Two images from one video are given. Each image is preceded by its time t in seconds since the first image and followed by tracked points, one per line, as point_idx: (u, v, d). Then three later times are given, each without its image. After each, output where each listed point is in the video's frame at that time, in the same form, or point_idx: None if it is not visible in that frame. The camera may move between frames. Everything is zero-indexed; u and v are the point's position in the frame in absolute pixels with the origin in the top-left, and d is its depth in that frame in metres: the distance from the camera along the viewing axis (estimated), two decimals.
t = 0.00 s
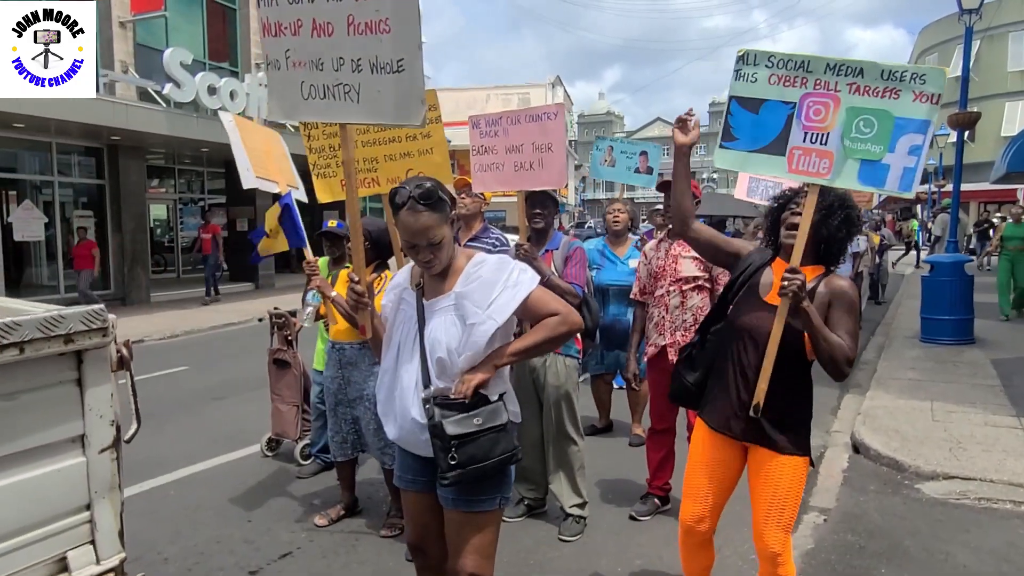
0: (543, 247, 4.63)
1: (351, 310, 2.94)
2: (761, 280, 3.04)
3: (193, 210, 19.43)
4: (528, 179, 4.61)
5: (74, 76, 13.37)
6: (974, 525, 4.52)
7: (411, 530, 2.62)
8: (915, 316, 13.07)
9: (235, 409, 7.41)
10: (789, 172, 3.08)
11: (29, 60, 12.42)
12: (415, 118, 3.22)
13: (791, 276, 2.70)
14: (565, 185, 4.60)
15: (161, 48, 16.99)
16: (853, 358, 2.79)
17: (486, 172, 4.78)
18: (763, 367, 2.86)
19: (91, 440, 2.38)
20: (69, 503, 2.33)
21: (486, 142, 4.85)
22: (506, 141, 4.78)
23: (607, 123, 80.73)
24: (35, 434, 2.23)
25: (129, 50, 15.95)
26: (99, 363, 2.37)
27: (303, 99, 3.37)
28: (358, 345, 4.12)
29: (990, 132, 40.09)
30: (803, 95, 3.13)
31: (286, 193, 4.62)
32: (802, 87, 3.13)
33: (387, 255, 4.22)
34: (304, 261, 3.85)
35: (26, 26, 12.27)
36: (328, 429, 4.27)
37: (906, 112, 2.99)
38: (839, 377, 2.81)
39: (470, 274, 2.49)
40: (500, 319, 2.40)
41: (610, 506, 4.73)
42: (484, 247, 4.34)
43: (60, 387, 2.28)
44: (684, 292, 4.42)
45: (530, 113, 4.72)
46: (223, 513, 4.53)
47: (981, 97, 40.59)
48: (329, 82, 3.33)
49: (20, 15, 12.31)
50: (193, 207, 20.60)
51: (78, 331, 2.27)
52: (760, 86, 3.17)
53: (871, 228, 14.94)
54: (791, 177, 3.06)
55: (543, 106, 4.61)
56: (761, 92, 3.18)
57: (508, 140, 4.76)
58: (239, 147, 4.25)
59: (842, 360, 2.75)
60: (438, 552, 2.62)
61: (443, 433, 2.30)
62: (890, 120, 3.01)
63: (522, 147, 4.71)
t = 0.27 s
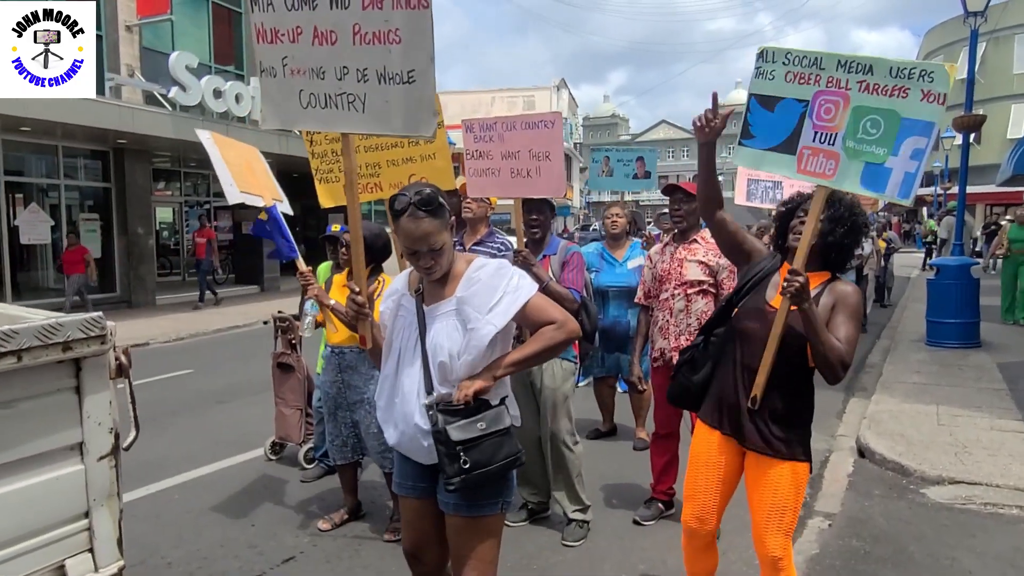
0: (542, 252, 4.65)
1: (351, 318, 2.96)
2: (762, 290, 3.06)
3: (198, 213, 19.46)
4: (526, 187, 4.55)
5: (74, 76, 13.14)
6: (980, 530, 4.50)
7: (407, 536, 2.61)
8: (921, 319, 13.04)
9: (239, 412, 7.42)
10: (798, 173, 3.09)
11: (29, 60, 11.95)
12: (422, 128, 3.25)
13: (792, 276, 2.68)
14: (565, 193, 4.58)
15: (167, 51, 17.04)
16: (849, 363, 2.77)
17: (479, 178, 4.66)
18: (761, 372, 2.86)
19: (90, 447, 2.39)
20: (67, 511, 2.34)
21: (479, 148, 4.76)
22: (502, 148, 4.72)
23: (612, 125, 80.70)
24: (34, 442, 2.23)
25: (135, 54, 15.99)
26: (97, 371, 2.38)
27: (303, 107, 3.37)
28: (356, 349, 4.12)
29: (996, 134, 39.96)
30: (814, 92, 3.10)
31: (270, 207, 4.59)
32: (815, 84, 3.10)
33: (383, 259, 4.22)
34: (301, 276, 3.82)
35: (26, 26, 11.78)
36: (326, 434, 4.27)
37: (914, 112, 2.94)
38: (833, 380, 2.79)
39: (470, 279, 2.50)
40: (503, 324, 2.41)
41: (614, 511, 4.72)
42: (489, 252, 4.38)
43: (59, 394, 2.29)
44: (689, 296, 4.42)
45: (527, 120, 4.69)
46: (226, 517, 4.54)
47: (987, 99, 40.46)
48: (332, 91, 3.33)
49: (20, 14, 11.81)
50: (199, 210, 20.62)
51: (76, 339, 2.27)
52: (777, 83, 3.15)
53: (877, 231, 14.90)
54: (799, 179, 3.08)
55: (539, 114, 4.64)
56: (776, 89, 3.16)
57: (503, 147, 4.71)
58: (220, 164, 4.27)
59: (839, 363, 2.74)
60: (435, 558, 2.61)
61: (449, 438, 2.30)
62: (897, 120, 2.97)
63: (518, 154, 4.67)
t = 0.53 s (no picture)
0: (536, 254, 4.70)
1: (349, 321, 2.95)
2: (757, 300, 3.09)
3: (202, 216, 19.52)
4: (526, 181, 4.72)
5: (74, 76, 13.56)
6: (983, 534, 4.48)
7: (405, 543, 2.61)
8: (926, 322, 13.02)
9: (241, 416, 7.43)
10: (790, 184, 3.06)
11: (30, 60, 12.43)
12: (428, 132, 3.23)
13: (787, 289, 2.67)
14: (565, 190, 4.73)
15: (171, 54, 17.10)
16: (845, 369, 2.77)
17: (479, 171, 4.83)
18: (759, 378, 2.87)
19: (82, 456, 2.40)
20: (60, 520, 2.34)
21: (479, 141, 4.90)
22: (502, 142, 4.87)
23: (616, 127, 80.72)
24: (26, 451, 2.24)
25: (139, 57, 15.94)
26: (89, 380, 2.39)
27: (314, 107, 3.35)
28: (355, 354, 4.14)
29: (1001, 134, 39.83)
30: (805, 103, 3.11)
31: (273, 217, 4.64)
32: (806, 95, 3.11)
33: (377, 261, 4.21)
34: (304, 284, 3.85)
35: (26, 26, 12.36)
36: (323, 440, 4.28)
37: (909, 127, 2.95)
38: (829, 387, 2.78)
39: (469, 283, 2.50)
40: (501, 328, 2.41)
41: (614, 515, 4.71)
42: (490, 256, 4.32)
43: (51, 403, 2.30)
44: (688, 299, 4.41)
45: (527, 114, 4.81)
46: (227, 521, 4.54)
47: (990, 101, 40.42)
48: (344, 94, 3.33)
49: (21, 15, 12.38)
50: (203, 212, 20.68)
51: (68, 348, 2.29)
52: (763, 92, 3.16)
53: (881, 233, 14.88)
54: (792, 189, 3.05)
55: (540, 110, 4.76)
56: (764, 99, 3.17)
57: (503, 141, 4.85)
58: (222, 172, 4.39)
59: (833, 371, 2.74)
60: (433, 564, 2.62)
61: (446, 441, 2.30)
62: (892, 134, 2.97)
63: (519, 148, 4.83)
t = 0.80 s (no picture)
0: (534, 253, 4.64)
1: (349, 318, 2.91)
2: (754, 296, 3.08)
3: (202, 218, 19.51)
4: (534, 176, 4.68)
5: (74, 75, 13.54)
6: (987, 536, 4.46)
7: (404, 545, 2.58)
8: (927, 323, 13.01)
9: (240, 418, 7.40)
10: (776, 173, 3.06)
11: (30, 60, 12.50)
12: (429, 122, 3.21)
13: (779, 277, 2.67)
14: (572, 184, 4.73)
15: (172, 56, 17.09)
16: (845, 360, 2.72)
17: (484, 165, 4.81)
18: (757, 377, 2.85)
19: (67, 460, 2.37)
20: (44, 525, 2.32)
21: (485, 135, 4.88)
22: (508, 136, 4.88)
23: (616, 129, 80.76)
24: (10, 454, 2.21)
25: (140, 58, 16.01)
26: (75, 381, 2.36)
27: (307, 103, 3.36)
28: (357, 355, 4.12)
29: (1002, 135, 39.80)
30: (786, 90, 3.12)
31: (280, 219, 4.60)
32: (785, 82, 3.12)
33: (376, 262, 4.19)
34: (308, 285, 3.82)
35: (27, 26, 12.43)
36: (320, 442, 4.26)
37: (886, 107, 2.94)
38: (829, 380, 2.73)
39: (469, 280, 2.48)
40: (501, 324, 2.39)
41: (615, 517, 4.69)
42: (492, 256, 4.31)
43: (35, 405, 2.27)
44: (688, 300, 4.36)
45: (534, 108, 4.90)
46: (225, 524, 4.52)
47: (990, 103, 40.44)
48: (337, 88, 3.31)
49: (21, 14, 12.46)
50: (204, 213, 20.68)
51: (51, 348, 2.25)
52: (745, 82, 3.18)
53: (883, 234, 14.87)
54: (777, 179, 3.05)
55: (548, 104, 4.85)
56: (746, 89, 3.18)
57: (509, 135, 4.87)
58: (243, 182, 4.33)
59: (833, 363, 2.70)
60: (432, 568, 2.58)
61: (444, 440, 2.27)
62: (870, 115, 2.97)
63: (525, 142, 4.84)
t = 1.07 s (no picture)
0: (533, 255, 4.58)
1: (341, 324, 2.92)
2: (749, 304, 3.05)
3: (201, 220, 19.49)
4: (534, 179, 4.72)
5: (73, 76, 13.61)
6: (984, 540, 4.44)
7: (397, 553, 2.57)
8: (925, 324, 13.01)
9: (237, 420, 7.38)
10: (758, 182, 3.03)
11: (30, 60, 12.30)
12: (415, 121, 3.14)
13: (763, 287, 2.66)
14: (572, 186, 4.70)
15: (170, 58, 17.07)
16: (840, 367, 2.71)
17: (485, 170, 4.87)
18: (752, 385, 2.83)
19: (46, 470, 2.35)
20: (23, 537, 2.30)
21: (488, 140, 4.92)
22: (510, 141, 4.87)
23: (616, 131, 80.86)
24: None
25: (137, 60, 16.01)
26: (54, 390, 2.34)
27: (295, 111, 3.35)
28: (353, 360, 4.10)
29: (1001, 136, 39.80)
30: (762, 99, 3.12)
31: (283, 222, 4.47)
32: (761, 91, 3.12)
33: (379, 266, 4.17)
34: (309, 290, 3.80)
35: (27, 26, 12.20)
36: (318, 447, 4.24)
37: (844, 112, 2.96)
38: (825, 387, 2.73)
39: (461, 283, 2.46)
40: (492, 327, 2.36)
41: (611, 521, 4.67)
42: (486, 260, 4.31)
43: (13, 416, 2.24)
44: (681, 306, 4.39)
45: (537, 112, 4.83)
46: (219, 529, 4.50)
47: (989, 105, 40.48)
48: (325, 92, 3.29)
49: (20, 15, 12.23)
50: (202, 216, 20.67)
51: (29, 357, 2.23)
52: (730, 94, 3.19)
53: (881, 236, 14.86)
54: (759, 187, 3.02)
55: (550, 107, 4.76)
56: (731, 100, 3.19)
57: (512, 140, 4.86)
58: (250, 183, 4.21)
59: (828, 369, 2.69)
60: None
61: (447, 443, 2.24)
62: (830, 121, 2.99)
63: (527, 146, 4.83)
